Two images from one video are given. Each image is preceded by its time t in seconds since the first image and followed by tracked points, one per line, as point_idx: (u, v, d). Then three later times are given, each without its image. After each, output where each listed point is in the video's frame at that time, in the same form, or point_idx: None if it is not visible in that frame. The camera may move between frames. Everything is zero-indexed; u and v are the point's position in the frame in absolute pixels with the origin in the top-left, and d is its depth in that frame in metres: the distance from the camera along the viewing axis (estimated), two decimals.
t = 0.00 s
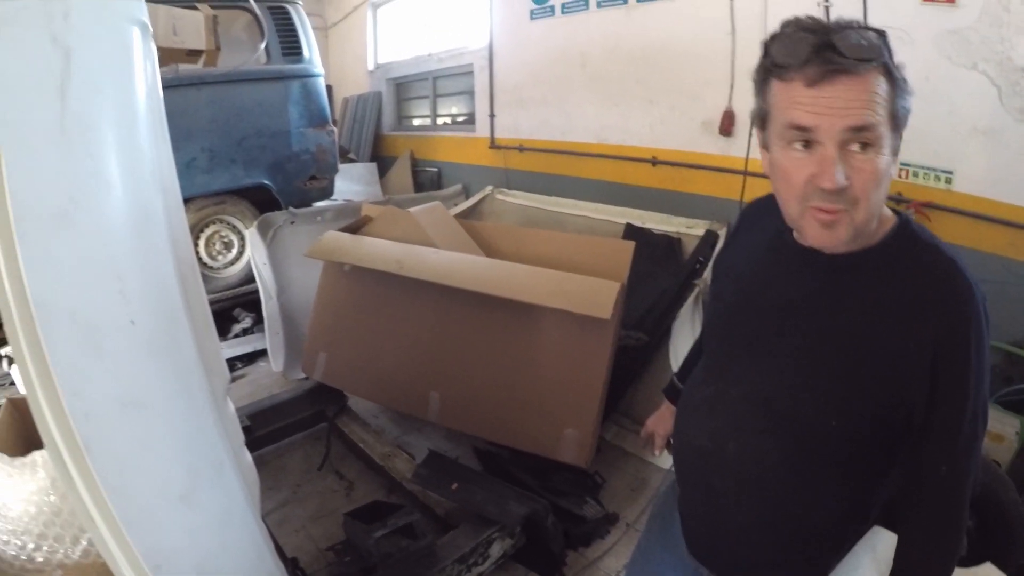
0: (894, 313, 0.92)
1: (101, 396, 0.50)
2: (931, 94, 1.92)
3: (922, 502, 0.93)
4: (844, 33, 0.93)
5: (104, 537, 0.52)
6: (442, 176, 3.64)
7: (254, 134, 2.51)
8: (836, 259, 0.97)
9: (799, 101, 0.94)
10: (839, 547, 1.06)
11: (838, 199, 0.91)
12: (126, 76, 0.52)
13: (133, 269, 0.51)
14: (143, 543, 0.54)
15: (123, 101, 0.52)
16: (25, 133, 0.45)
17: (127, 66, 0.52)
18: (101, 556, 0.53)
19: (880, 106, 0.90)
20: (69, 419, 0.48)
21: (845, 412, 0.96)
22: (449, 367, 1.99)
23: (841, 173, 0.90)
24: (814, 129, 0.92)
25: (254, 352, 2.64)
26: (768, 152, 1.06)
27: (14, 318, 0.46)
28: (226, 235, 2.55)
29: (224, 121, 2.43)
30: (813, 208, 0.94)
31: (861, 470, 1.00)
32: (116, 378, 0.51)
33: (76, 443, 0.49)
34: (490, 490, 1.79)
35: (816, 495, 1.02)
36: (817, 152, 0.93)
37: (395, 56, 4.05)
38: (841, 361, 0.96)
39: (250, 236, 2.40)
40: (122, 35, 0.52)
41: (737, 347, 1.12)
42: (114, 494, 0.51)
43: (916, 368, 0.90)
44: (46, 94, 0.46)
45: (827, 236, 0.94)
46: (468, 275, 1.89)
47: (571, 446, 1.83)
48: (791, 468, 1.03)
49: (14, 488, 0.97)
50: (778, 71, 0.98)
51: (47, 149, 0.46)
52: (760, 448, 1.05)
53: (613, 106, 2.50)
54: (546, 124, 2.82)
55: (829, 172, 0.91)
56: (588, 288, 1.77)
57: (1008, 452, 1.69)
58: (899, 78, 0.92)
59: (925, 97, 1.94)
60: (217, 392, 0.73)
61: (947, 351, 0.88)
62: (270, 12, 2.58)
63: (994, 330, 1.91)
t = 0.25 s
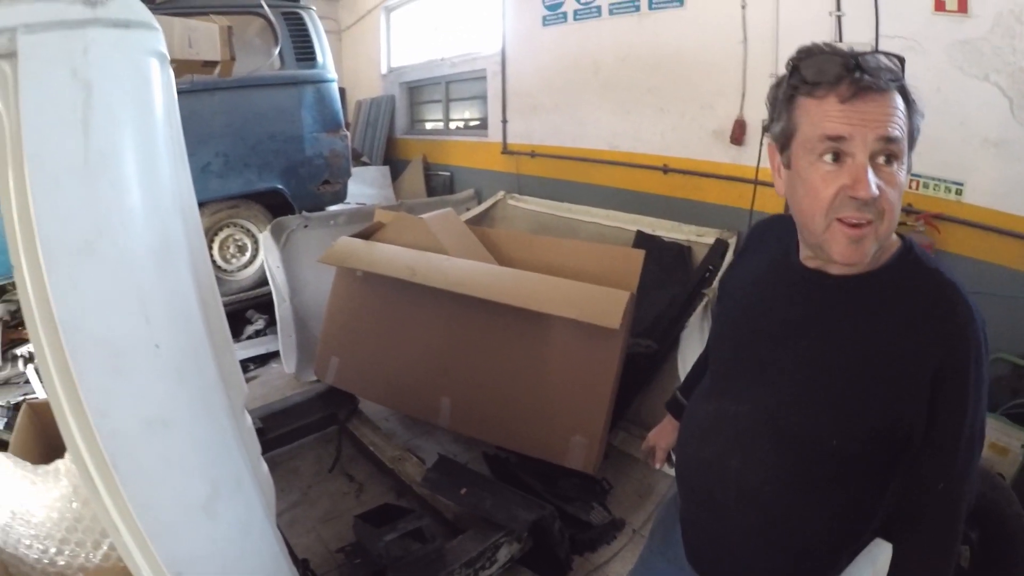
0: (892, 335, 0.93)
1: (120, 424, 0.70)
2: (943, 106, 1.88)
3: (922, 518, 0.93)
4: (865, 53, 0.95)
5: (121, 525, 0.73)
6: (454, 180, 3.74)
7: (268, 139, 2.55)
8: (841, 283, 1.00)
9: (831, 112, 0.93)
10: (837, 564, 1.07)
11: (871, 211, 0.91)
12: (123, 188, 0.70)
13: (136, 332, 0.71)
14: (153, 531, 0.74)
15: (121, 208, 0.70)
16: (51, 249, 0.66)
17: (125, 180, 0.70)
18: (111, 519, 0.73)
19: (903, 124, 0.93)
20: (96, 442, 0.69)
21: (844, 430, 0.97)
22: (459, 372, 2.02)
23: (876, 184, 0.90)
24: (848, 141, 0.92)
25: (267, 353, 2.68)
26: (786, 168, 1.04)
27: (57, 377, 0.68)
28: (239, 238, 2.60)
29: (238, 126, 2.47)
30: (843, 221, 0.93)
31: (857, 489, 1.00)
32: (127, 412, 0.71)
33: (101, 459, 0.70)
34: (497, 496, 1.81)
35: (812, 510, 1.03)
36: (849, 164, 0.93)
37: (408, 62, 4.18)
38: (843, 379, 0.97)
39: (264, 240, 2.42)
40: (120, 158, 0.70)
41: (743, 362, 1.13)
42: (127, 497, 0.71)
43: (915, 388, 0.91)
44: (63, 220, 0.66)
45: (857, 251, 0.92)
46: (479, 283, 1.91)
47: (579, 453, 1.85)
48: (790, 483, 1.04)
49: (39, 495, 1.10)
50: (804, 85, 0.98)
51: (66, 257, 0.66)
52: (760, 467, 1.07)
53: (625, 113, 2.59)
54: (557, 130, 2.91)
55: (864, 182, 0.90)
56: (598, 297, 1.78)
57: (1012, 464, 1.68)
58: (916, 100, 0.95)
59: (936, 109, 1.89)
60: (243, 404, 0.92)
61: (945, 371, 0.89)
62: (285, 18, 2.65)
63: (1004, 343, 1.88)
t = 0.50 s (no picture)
0: (895, 350, 0.95)
1: (137, 433, 0.76)
2: (951, 115, 1.88)
3: (915, 529, 0.95)
4: (875, 76, 0.97)
5: (137, 525, 0.79)
6: (463, 183, 3.81)
7: (278, 143, 2.61)
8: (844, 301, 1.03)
9: (842, 129, 0.94)
10: None
11: (878, 226, 0.91)
12: (139, 204, 0.75)
13: (152, 347, 0.76)
14: (166, 530, 0.80)
15: (139, 225, 0.75)
16: (72, 270, 0.71)
17: (141, 195, 0.75)
18: (128, 522, 0.79)
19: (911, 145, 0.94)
20: (115, 449, 0.76)
21: (844, 443, 0.99)
22: (466, 375, 2.05)
23: (884, 200, 0.90)
24: (859, 157, 0.93)
25: (276, 355, 2.72)
26: (795, 184, 1.05)
27: (79, 388, 0.74)
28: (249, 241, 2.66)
29: (249, 130, 2.53)
30: (850, 234, 0.93)
31: (854, 503, 1.02)
32: (145, 419, 0.77)
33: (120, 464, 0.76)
34: (503, 500, 1.83)
35: (809, 520, 1.05)
36: (858, 180, 0.93)
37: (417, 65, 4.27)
38: (843, 393, 1.00)
39: (274, 242, 2.45)
40: (136, 175, 0.75)
41: (748, 374, 1.16)
42: (146, 500, 0.78)
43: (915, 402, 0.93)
44: (82, 239, 0.71)
45: (864, 264, 0.92)
46: (487, 289, 1.93)
47: (585, 457, 1.86)
48: (789, 493, 1.06)
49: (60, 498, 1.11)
50: (816, 103, 0.99)
51: (86, 276, 0.72)
52: (762, 477, 1.10)
53: (634, 119, 2.63)
54: (567, 135, 2.97)
55: (872, 198, 0.91)
56: (605, 304, 1.80)
57: (1015, 473, 1.69)
58: (923, 124, 0.97)
59: (945, 118, 1.89)
60: (256, 411, 0.98)
61: (943, 385, 0.91)
62: (295, 22, 2.67)
63: (1010, 352, 1.88)
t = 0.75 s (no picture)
0: (891, 366, 0.98)
1: (161, 445, 0.80)
2: (956, 124, 1.88)
3: (905, 538, 0.98)
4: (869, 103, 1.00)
5: (162, 532, 0.82)
6: (471, 186, 3.89)
7: (289, 147, 2.71)
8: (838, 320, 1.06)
9: (836, 154, 0.97)
10: None
11: (870, 248, 0.94)
12: (161, 228, 0.79)
13: (175, 363, 0.80)
14: (191, 537, 0.83)
15: (161, 247, 0.79)
16: (100, 293, 0.74)
17: (163, 218, 0.79)
18: (152, 528, 0.82)
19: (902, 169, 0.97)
20: (142, 461, 0.79)
21: (841, 453, 1.02)
22: (473, 379, 2.08)
23: (876, 223, 0.93)
24: (851, 181, 0.96)
25: (285, 356, 2.76)
26: (791, 207, 1.08)
27: (107, 404, 0.77)
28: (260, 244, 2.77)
29: (261, 134, 2.62)
30: (843, 256, 0.96)
31: (850, 512, 1.05)
32: (170, 432, 0.80)
33: (147, 475, 0.79)
34: (509, 502, 1.86)
35: (807, 527, 1.09)
36: (851, 204, 0.96)
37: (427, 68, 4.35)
38: (840, 405, 1.03)
39: (284, 245, 2.49)
40: (158, 200, 0.79)
41: (749, 386, 1.19)
42: (169, 508, 0.81)
43: (907, 416, 0.96)
44: (109, 263, 0.75)
45: (857, 285, 0.95)
46: (494, 295, 1.97)
47: (590, 462, 1.89)
48: (787, 501, 1.10)
49: (82, 501, 1.16)
50: (811, 129, 1.02)
51: (113, 299, 0.75)
52: (763, 486, 1.13)
53: (641, 125, 2.69)
54: (574, 141, 3.04)
55: (864, 221, 0.94)
56: (610, 311, 1.83)
57: (1016, 482, 1.71)
58: (916, 148, 0.99)
59: (950, 127, 1.90)
60: (273, 420, 1.02)
61: (935, 400, 0.94)
62: (304, 27, 2.76)
63: (1012, 361, 1.89)
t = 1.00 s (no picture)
0: (880, 380, 1.02)
1: (179, 454, 0.83)
2: (957, 132, 1.89)
3: (895, 545, 1.02)
4: (862, 128, 1.06)
5: (180, 537, 0.86)
6: (477, 190, 3.97)
7: (295, 152, 2.77)
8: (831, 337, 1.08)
9: (830, 178, 1.03)
10: None
11: (861, 268, 0.99)
12: (178, 249, 0.83)
13: (192, 377, 0.84)
14: (207, 542, 0.87)
15: (178, 267, 0.83)
16: (121, 311, 0.79)
17: (178, 240, 0.83)
18: (171, 534, 0.86)
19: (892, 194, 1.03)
20: (160, 469, 0.83)
21: (832, 463, 1.06)
22: (477, 382, 2.12)
23: (866, 244, 0.99)
24: (844, 204, 1.01)
25: (291, 358, 2.80)
26: (786, 225, 1.13)
27: (127, 415, 0.82)
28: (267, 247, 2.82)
29: (267, 139, 2.68)
30: (836, 274, 1.00)
31: (840, 517, 1.09)
32: (189, 442, 0.84)
33: (165, 483, 0.83)
34: (512, 505, 1.89)
35: (800, 533, 1.12)
36: (843, 225, 1.01)
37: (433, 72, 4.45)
38: (832, 417, 1.06)
39: (291, 248, 2.53)
40: (174, 222, 0.83)
41: (744, 398, 1.21)
42: (187, 514, 0.85)
43: (895, 428, 1.00)
44: (130, 283, 0.79)
45: (848, 302, 0.99)
46: (498, 300, 1.99)
47: (591, 465, 1.92)
48: (781, 508, 1.13)
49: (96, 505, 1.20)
50: (806, 152, 1.07)
51: (134, 316, 0.79)
52: (757, 496, 1.17)
53: (645, 131, 2.76)
54: (578, 146, 3.12)
55: (855, 242, 0.99)
56: (612, 317, 1.85)
57: (1012, 489, 1.73)
58: (906, 173, 1.05)
59: (952, 136, 1.91)
60: (284, 430, 1.05)
61: (922, 412, 0.98)
62: (310, 32, 2.81)
63: (1010, 368, 1.90)
